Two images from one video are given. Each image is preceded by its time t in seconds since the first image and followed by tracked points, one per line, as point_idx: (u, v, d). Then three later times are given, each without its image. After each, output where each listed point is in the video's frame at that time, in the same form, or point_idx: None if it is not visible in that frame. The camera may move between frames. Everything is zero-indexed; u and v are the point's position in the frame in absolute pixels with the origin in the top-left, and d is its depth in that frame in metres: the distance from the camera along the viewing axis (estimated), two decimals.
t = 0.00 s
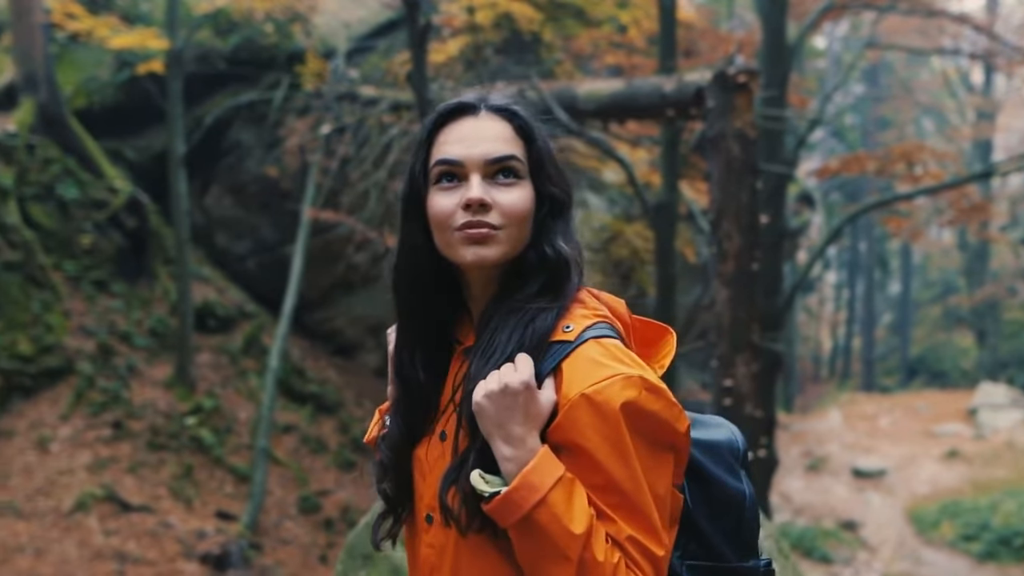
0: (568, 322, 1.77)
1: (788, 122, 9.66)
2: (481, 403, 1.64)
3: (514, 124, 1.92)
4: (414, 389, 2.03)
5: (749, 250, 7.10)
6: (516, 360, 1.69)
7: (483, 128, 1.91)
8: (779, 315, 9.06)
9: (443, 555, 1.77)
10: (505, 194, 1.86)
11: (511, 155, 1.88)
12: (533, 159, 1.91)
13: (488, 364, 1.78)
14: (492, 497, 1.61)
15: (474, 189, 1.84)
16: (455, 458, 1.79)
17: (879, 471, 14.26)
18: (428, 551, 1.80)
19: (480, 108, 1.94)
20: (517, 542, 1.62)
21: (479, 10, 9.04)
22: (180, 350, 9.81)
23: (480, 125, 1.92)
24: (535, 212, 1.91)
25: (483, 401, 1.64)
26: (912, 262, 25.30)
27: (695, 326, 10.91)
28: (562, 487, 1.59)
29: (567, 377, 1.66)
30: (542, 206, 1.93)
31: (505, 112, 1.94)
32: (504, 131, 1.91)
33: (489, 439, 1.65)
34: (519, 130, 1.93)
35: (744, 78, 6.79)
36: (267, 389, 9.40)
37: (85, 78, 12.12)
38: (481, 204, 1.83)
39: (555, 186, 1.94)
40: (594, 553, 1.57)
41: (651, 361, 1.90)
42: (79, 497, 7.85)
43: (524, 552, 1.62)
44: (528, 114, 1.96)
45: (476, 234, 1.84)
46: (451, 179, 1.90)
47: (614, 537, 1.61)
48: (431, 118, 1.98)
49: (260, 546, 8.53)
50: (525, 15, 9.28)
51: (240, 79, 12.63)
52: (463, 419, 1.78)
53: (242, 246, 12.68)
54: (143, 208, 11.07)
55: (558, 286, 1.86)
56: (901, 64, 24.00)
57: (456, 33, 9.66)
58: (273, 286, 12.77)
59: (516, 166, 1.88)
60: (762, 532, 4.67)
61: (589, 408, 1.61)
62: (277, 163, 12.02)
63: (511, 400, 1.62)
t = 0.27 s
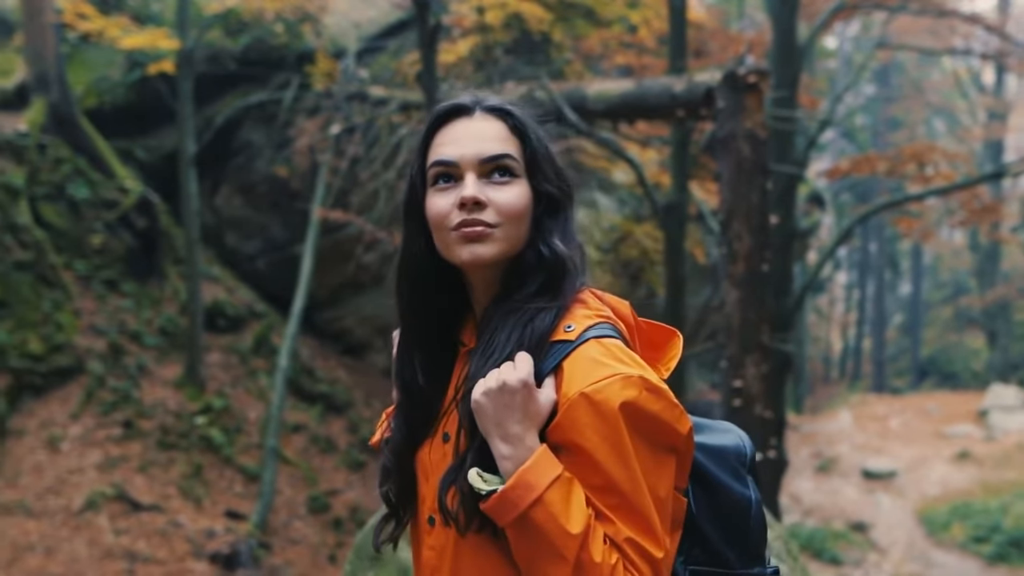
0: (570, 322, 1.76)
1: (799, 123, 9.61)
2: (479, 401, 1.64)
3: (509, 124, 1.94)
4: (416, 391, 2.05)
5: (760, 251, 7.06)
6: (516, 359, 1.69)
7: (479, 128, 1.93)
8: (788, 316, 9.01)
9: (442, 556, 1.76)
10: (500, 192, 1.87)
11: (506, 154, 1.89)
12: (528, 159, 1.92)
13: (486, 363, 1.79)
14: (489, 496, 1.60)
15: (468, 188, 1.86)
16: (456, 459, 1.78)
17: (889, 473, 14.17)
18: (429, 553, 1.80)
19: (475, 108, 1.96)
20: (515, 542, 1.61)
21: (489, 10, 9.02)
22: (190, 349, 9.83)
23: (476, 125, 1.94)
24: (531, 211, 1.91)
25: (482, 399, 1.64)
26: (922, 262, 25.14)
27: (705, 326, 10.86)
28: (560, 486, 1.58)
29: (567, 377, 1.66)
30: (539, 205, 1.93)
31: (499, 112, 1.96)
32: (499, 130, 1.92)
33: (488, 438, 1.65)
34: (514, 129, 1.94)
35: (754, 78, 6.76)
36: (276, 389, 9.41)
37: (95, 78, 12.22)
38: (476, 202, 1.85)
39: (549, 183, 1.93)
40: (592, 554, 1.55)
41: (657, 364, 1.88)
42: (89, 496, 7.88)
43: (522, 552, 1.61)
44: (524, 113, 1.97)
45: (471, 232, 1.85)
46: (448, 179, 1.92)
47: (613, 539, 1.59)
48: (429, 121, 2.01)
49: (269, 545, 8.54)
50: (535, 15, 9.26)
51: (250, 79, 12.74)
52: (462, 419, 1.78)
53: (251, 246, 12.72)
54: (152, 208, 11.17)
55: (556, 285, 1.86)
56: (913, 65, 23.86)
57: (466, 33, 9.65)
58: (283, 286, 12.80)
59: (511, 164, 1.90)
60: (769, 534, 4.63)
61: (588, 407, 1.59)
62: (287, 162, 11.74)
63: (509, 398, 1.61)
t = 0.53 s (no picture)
0: (574, 322, 1.74)
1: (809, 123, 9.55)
2: (480, 399, 1.64)
3: (506, 123, 1.93)
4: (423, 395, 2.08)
5: (769, 252, 7.01)
6: (518, 359, 1.68)
7: (475, 128, 1.93)
8: (798, 317, 8.96)
9: (444, 558, 1.76)
10: (497, 191, 1.86)
11: (502, 153, 1.89)
12: (526, 157, 1.91)
13: (488, 364, 1.79)
14: (489, 495, 1.60)
15: (464, 187, 1.86)
16: (459, 459, 1.78)
17: (900, 474, 14.07)
18: (432, 554, 1.80)
19: (472, 109, 1.96)
20: (515, 541, 1.60)
21: (499, 11, 9.01)
22: (199, 349, 9.85)
23: (473, 126, 1.94)
24: (530, 209, 1.89)
25: (483, 397, 1.64)
26: (933, 263, 24.99)
27: (714, 327, 10.81)
28: (560, 486, 1.56)
29: (570, 377, 1.64)
30: (537, 204, 1.91)
31: (495, 112, 1.96)
32: (495, 130, 1.92)
33: (489, 437, 1.65)
34: (511, 129, 1.93)
35: (764, 78, 6.73)
36: (286, 388, 9.41)
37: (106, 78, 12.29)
38: (472, 201, 1.85)
39: (547, 181, 1.91)
40: (591, 555, 1.53)
41: (665, 367, 1.86)
42: (99, 495, 7.90)
43: (522, 553, 1.59)
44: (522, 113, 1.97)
45: (469, 232, 1.85)
46: (445, 180, 1.92)
47: (615, 541, 1.56)
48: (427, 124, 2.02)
49: (279, 545, 8.54)
50: (545, 15, 9.23)
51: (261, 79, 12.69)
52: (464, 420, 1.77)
53: (261, 245, 12.74)
54: (161, 207, 11.37)
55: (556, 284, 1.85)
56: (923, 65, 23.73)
57: (476, 33, 9.64)
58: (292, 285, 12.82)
59: (507, 163, 1.89)
60: (779, 536, 4.58)
61: (590, 407, 1.58)
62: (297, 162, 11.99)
63: (510, 397, 1.61)
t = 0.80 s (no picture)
0: (580, 322, 1.73)
1: (820, 123, 9.50)
2: (485, 398, 1.62)
3: (506, 123, 1.93)
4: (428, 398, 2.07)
5: (780, 252, 6.97)
6: (524, 358, 1.67)
7: (475, 129, 1.93)
8: (809, 317, 8.91)
9: (448, 559, 1.74)
10: (497, 190, 1.85)
11: (501, 152, 1.88)
12: (525, 156, 1.90)
13: (491, 365, 1.78)
14: (494, 495, 1.58)
15: (463, 187, 1.86)
16: (464, 459, 1.76)
17: (910, 475, 13.98)
18: (436, 555, 1.78)
19: (471, 112, 1.97)
20: (521, 542, 1.58)
21: (509, 11, 8.99)
22: (210, 348, 9.88)
23: (472, 127, 1.94)
24: (530, 207, 1.88)
25: (488, 397, 1.62)
26: (944, 264, 24.82)
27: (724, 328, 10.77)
28: (566, 487, 1.55)
29: (576, 377, 1.63)
30: (538, 202, 1.90)
31: (495, 113, 1.96)
32: (494, 130, 1.92)
33: (495, 437, 1.63)
34: (510, 129, 1.93)
35: (775, 79, 6.69)
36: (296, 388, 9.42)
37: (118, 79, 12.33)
38: (471, 201, 1.84)
39: (546, 179, 1.90)
40: (597, 556, 1.51)
41: (674, 369, 1.84)
42: (110, 494, 7.93)
43: (527, 554, 1.58)
44: (522, 113, 1.97)
45: (470, 231, 1.84)
46: (447, 182, 1.93)
47: (621, 543, 1.54)
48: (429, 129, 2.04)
49: (289, 544, 8.54)
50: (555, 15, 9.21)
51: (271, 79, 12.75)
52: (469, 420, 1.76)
53: (272, 245, 12.77)
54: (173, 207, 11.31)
55: (558, 284, 1.83)
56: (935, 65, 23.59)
57: (486, 33, 9.63)
58: (303, 285, 12.85)
59: (507, 162, 1.88)
60: (788, 537, 4.55)
61: (596, 407, 1.56)
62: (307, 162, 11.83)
63: (516, 396, 1.59)
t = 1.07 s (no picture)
0: (590, 324, 1.70)
1: (833, 124, 9.43)
2: (494, 399, 1.60)
3: (508, 124, 1.92)
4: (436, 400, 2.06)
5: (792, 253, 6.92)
6: (534, 358, 1.65)
7: (478, 131, 1.92)
8: (820, 318, 8.85)
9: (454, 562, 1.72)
10: (502, 191, 1.84)
11: (505, 153, 1.87)
12: (529, 156, 1.88)
13: (498, 367, 1.75)
14: (502, 497, 1.56)
15: (468, 189, 1.84)
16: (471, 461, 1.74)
17: (922, 477, 13.89)
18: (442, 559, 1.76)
19: (474, 114, 1.96)
20: (528, 545, 1.56)
21: (521, 11, 8.96)
22: (221, 347, 9.91)
23: (475, 129, 1.93)
24: (535, 207, 1.86)
25: (497, 397, 1.60)
26: (957, 265, 24.62)
27: (735, 329, 10.72)
28: (574, 490, 1.53)
29: (585, 379, 1.60)
30: (543, 202, 1.88)
31: (498, 114, 1.95)
32: (498, 131, 1.91)
33: (502, 438, 1.61)
34: (514, 130, 1.91)
35: (787, 79, 6.65)
36: (307, 388, 9.42)
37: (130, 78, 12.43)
38: (475, 202, 1.83)
39: (551, 179, 1.88)
40: (606, 560, 1.49)
41: (683, 372, 1.82)
42: (121, 493, 7.95)
43: (534, 557, 1.56)
44: (525, 114, 1.95)
45: (475, 233, 1.83)
46: (452, 185, 1.91)
47: (631, 547, 1.52)
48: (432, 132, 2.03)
49: (299, 543, 8.53)
50: (566, 15, 9.18)
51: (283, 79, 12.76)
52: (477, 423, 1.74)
53: (283, 245, 12.80)
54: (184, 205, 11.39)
55: (565, 286, 1.81)
56: (949, 65, 23.43)
57: (498, 33, 9.61)
58: (314, 285, 12.86)
59: (511, 163, 1.87)
60: (800, 539, 4.50)
61: (606, 408, 1.54)
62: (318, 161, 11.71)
63: (525, 397, 1.57)
